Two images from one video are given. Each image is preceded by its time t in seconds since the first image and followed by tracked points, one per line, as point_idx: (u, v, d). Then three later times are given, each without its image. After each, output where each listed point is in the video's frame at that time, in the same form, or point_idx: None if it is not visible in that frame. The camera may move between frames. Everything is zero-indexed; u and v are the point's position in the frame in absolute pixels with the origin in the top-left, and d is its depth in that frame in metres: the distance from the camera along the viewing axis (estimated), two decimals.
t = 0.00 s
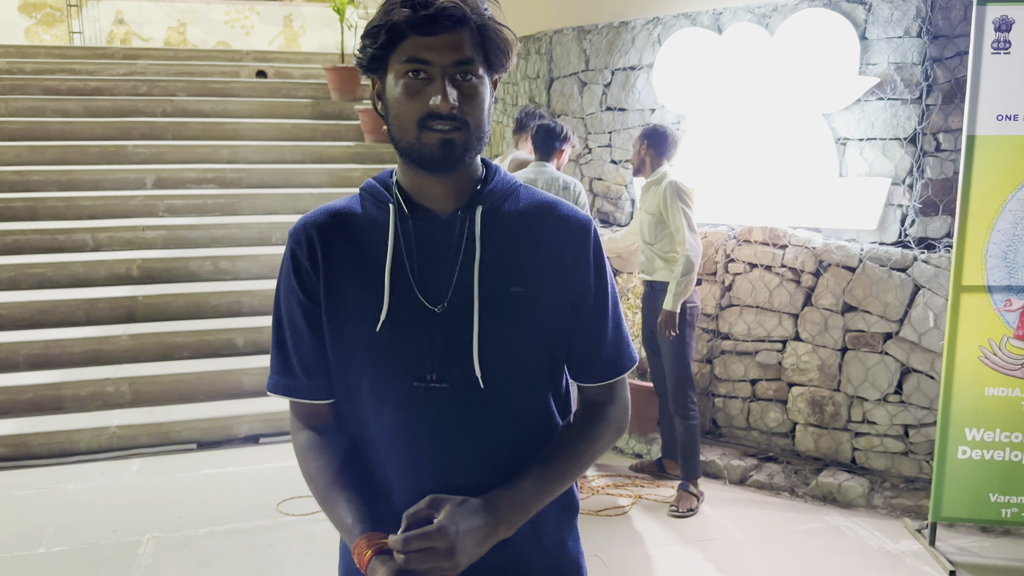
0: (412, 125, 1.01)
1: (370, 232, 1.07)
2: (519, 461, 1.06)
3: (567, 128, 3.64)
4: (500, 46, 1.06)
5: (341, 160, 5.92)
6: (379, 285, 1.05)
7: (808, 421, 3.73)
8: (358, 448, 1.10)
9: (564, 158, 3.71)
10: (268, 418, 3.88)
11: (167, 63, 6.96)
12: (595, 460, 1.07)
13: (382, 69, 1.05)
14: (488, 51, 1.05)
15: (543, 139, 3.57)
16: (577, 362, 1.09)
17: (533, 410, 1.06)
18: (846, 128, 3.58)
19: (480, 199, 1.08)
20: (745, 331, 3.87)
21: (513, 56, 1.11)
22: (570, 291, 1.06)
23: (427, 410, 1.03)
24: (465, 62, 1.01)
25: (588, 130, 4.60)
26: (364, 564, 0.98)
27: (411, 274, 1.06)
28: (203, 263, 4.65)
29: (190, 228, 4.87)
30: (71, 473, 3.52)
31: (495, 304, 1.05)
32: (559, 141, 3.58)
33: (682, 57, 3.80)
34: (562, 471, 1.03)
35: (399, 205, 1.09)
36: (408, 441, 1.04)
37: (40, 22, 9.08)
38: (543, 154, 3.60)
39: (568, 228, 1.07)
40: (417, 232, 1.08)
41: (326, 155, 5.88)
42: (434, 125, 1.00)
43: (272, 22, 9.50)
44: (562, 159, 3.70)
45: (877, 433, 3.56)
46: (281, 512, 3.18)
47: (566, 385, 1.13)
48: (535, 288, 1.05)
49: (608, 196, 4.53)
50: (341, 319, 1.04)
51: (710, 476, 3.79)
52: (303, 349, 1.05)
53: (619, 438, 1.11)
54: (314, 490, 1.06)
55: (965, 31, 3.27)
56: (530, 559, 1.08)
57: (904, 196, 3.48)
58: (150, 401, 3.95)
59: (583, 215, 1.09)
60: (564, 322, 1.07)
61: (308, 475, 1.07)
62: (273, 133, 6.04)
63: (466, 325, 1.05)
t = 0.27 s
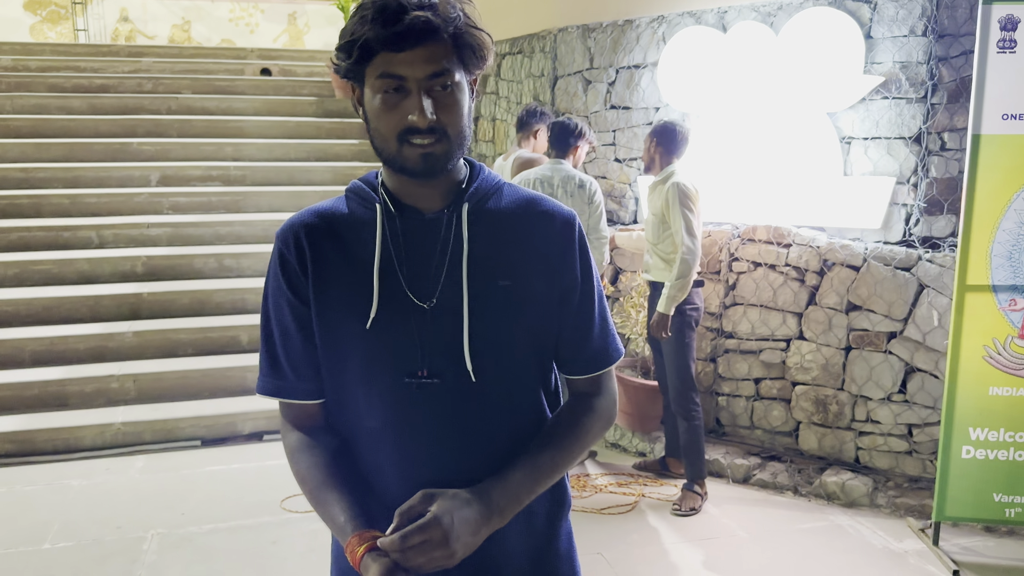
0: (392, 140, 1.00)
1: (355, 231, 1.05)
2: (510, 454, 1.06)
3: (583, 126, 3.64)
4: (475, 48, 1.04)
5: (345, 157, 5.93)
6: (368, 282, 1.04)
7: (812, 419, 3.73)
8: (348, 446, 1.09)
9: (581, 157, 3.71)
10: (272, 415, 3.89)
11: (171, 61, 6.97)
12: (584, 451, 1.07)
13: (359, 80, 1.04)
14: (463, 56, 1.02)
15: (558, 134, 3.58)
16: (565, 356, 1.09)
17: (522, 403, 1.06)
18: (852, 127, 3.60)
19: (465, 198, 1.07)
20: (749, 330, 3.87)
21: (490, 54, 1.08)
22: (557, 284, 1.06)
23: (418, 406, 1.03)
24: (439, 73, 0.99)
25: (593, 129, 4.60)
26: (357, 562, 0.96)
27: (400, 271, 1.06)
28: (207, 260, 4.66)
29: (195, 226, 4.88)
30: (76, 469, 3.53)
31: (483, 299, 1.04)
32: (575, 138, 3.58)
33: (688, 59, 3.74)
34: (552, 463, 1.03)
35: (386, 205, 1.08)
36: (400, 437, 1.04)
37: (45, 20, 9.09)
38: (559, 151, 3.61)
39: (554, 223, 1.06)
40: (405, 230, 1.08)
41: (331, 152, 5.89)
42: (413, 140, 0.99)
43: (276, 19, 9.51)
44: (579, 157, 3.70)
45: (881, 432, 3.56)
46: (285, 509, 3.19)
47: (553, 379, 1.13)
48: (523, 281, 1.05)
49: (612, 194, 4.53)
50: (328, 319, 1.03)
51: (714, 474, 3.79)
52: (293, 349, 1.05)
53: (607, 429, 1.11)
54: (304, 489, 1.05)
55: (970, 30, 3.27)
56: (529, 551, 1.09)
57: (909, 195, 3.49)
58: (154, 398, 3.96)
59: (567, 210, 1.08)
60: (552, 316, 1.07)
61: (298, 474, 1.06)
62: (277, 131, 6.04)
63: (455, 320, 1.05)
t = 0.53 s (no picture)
0: (386, 131, 1.00)
1: (348, 233, 1.05)
2: (508, 450, 1.06)
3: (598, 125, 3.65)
4: (466, 42, 1.04)
5: (349, 156, 5.93)
6: (363, 282, 1.03)
7: (816, 419, 3.72)
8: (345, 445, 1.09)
9: (597, 158, 3.72)
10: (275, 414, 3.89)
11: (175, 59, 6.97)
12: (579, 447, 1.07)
13: (351, 75, 1.03)
14: (455, 49, 1.03)
15: (572, 134, 3.60)
16: (560, 351, 1.08)
17: (518, 400, 1.06)
18: (856, 127, 3.60)
19: (457, 196, 1.06)
20: (753, 330, 3.86)
21: (479, 50, 1.09)
22: (551, 282, 1.05)
23: (414, 406, 1.03)
24: (432, 62, 0.99)
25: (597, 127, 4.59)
26: (356, 558, 0.98)
27: (393, 272, 1.05)
28: (211, 259, 4.67)
29: (199, 224, 4.89)
30: (80, 467, 3.54)
31: (478, 297, 1.04)
32: (588, 137, 3.60)
33: (692, 55, 3.77)
34: (548, 461, 1.03)
35: (378, 205, 1.08)
36: (397, 436, 1.04)
37: (50, 18, 9.11)
38: (573, 151, 3.63)
39: (546, 220, 1.05)
40: (397, 231, 1.08)
41: (334, 151, 5.90)
42: (408, 129, 0.99)
43: (280, 18, 9.51)
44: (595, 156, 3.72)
45: (885, 431, 3.56)
46: (289, 507, 3.19)
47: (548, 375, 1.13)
48: (517, 280, 1.04)
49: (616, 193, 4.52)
50: (325, 321, 1.03)
51: (717, 473, 3.78)
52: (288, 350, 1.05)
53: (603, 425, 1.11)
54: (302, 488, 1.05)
55: (976, 29, 3.26)
56: (530, 542, 1.10)
57: (913, 194, 3.49)
58: (158, 396, 3.97)
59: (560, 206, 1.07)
60: (547, 313, 1.06)
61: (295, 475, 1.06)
62: (281, 130, 6.05)
63: (450, 319, 1.04)
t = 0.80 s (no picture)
0: (377, 130, 0.99)
1: (351, 234, 1.04)
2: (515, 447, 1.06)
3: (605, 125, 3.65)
4: (468, 40, 1.02)
5: (352, 155, 5.94)
6: (368, 283, 1.03)
7: (819, 418, 3.72)
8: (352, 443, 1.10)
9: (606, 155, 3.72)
10: (278, 413, 3.90)
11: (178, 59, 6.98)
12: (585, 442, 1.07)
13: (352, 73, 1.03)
14: (454, 48, 1.00)
15: (580, 131, 3.62)
16: (564, 348, 1.08)
17: (523, 397, 1.06)
18: (859, 126, 3.59)
19: (460, 194, 1.06)
20: (756, 328, 3.86)
21: (485, 49, 1.06)
22: (556, 279, 1.04)
23: (420, 405, 1.03)
24: (427, 61, 0.97)
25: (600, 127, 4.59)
26: (369, 553, 0.98)
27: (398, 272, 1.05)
28: (214, 258, 4.67)
29: (202, 223, 4.89)
30: (83, 465, 3.55)
31: (482, 296, 1.03)
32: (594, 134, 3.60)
33: (696, 54, 3.79)
34: (554, 458, 1.03)
35: (380, 205, 1.07)
36: (403, 435, 1.04)
37: (53, 18, 9.11)
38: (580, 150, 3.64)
39: (549, 218, 1.04)
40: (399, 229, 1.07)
41: (337, 150, 5.90)
42: (398, 129, 0.97)
43: (283, 17, 9.52)
44: (606, 153, 3.72)
45: (888, 430, 3.55)
46: (292, 506, 3.20)
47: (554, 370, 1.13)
48: (520, 278, 1.04)
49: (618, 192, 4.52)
50: (331, 323, 1.03)
51: (720, 472, 3.78)
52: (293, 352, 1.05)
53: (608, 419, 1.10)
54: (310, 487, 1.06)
55: (979, 28, 3.25)
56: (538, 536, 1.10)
57: (916, 193, 3.48)
58: (161, 394, 3.98)
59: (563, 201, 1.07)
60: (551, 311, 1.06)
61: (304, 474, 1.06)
62: (284, 129, 6.05)
63: (455, 318, 1.04)
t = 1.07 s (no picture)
0: (397, 126, 1.00)
1: (371, 230, 1.05)
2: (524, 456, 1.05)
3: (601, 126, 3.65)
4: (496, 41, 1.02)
5: (353, 156, 5.95)
6: (380, 281, 1.04)
7: (820, 417, 3.72)
8: (360, 441, 1.10)
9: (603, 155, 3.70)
10: (280, 413, 3.91)
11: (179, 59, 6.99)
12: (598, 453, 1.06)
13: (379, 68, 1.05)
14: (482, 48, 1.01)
15: (575, 131, 3.62)
16: (580, 358, 1.08)
17: (534, 404, 1.05)
18: (859, 125, 3.59)
19: (480, 196, 1.06)
20: (757, 328, 3.87)
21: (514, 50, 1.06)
22: (572, 288, 1.05)
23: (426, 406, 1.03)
24: (451, 59, 0.98)
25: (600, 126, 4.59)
26: (369, 552, 0.99)
27: (411, 271, 1.05)
28: (216, 258, 4.68)
29: (203, 224, 4.90)
30: (86, 466, 3.56)
31: (496, 299, 1.03)
32: (590, 133, 3.60)
33: (697, 54, 3.79)
34: (564, 468, 1.02)
35: (400, 203, 1.07)
36: (409, 436, 1.03)
37: (54, 19, 9.12)
38: (573, 149, 3.64)
39: (569, 225, 1.05)
40: (418, 228, 1.07)
41: (338, 151, 5.91)
42: (418, 125, 0.98)
43: (283, 18, 9.53)
44: (601, 153, 3.70)
45: (890, 430, 3.56)
46: (294, 506, 3.20)
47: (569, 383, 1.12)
48: (535, 283, 1.04)
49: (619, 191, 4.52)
50: (342, 318, 1.04)
51: (721, 472, 3.78)
52: (306, 346, 1.06)
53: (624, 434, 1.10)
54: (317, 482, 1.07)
55: (979, 27, 3.26)
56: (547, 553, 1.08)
57: (917, 192, 3.48)
58: (163, 395, 3.98)
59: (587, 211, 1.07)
60: (565, 318, 1.05)
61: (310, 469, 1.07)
62: (285, 129, 6.06)
63: (467, 322, 1.04)
